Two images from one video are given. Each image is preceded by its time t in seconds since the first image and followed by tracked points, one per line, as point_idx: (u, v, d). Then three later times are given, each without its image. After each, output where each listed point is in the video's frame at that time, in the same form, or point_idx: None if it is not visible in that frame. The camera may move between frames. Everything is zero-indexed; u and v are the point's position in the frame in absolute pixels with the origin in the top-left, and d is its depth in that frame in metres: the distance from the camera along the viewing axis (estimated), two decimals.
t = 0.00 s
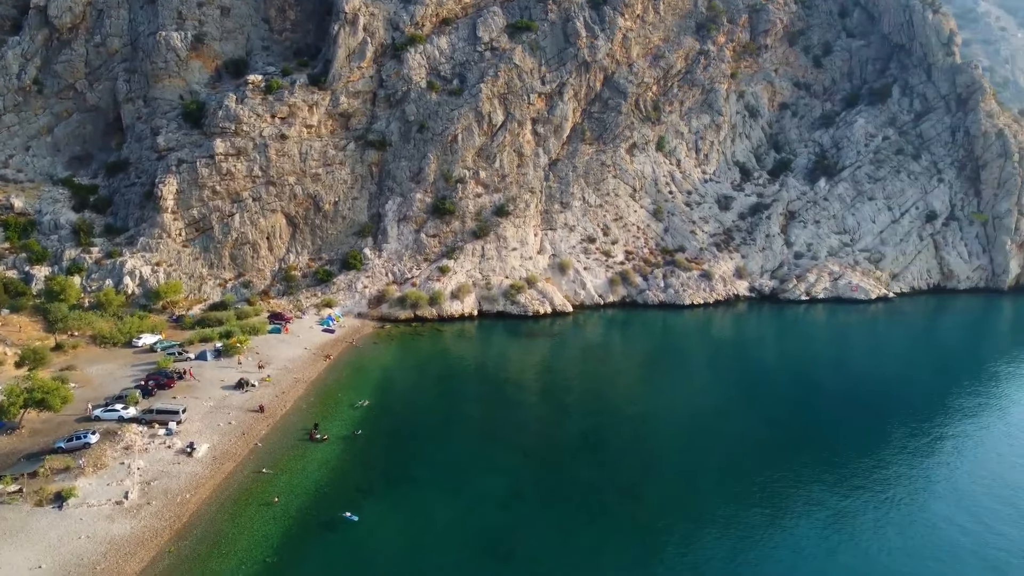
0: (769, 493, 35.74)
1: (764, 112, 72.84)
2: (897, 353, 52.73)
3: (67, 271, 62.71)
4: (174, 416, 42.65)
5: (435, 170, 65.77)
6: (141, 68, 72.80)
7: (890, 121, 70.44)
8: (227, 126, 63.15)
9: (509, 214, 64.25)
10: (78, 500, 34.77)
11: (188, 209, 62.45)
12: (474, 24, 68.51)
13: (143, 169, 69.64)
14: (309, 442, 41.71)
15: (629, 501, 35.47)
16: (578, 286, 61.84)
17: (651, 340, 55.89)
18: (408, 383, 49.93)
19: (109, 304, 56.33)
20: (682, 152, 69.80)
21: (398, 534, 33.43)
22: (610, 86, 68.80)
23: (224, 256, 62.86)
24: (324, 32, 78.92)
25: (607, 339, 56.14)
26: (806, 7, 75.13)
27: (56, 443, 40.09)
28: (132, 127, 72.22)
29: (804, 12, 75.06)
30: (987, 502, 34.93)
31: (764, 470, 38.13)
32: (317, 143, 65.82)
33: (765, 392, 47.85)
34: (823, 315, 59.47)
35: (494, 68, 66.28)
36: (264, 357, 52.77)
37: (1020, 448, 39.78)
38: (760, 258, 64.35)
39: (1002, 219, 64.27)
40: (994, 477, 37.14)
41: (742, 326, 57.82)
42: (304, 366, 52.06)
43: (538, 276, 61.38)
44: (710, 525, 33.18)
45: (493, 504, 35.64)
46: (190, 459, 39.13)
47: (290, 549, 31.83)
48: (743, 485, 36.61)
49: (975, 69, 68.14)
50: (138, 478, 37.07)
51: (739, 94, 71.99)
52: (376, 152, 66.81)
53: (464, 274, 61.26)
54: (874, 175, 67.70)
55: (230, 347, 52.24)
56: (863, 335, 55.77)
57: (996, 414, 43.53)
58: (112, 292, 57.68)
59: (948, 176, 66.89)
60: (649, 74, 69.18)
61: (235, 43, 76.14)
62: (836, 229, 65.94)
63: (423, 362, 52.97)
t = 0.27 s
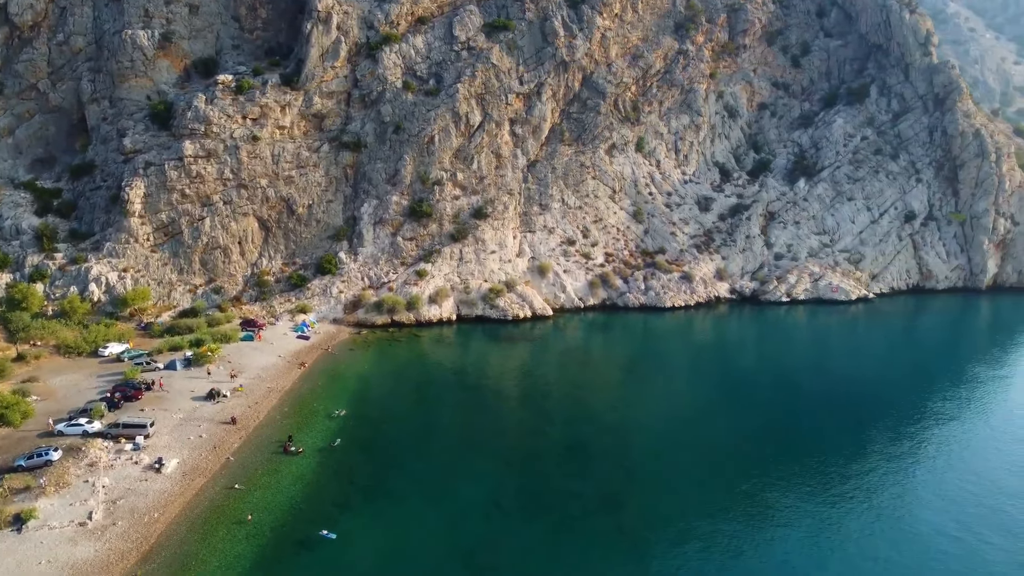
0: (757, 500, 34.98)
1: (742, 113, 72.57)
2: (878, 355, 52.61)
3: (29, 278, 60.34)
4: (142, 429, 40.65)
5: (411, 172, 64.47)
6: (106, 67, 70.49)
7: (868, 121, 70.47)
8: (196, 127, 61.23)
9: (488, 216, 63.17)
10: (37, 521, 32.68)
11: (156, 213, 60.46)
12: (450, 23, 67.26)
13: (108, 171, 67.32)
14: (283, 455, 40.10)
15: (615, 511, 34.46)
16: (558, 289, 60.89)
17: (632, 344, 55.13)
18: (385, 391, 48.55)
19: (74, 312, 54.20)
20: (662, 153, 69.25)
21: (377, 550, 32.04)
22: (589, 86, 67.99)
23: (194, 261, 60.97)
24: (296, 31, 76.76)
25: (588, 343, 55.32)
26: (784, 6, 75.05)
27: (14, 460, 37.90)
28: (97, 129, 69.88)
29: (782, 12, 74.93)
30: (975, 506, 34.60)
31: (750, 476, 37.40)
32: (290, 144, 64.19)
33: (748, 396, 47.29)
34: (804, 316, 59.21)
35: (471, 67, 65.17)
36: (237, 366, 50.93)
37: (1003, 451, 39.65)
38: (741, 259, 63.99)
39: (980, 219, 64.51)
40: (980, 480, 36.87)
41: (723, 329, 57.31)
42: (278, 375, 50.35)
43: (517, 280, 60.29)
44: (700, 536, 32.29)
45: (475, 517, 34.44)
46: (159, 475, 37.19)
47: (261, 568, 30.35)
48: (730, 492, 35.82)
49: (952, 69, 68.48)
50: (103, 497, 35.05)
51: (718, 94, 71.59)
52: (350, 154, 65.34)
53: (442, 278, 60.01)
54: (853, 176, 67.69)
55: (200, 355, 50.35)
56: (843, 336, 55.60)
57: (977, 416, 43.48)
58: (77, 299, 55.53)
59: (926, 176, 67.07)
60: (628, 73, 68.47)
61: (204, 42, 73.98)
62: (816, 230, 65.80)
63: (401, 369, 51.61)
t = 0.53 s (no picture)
0: (743, 508, 34.13)
1: (716, 113, 72.25)
2: (853, 356, 52.57)
3: None
4: (102, 445, 38.42)
5: (383, 174, 63.07)
6: (63, 66, 67.78)
7: (841, 121, 70.68)
8: (159, 128, 59.10)
9: (462, 219, 62.03)
10: None
11: (117, 217, 58.20)
12: (421, 22, 65.94)
13: (66, 174, 64.54)
14: (252, 470, 37.99)
15: (599, 522, 33.31)
16: (534, 292, 59.91)
17: (608, 349, 54.31)
18: (356, 400, 46.91)
19: (30, 322, 51.65)
20: (637, 153, 68.70)
21: (350, 568, 30.55)
22: (563, 86, 67.20)
23: (158, 268, 58.81)
24: (262, 29, 74.96)
25: (565, 346, 54.52)
26: (756, 6, 74.95)
27: None
28: (54, 130, 67.11)
29: (755, 11, 74.82)
30: (960, 509, 34.25)
31: (734, 483, 36.58)
32: (257, 146, 62.37)
33: (727, 400, 46.68)
34: (780, 318, 58.92)
35: (443, 67, 63.99)
36: (203, 376, 48.94)
37: (981, 452, 39.59)
38: (716, 261, 63.75)
39: (952, 218, 64.96)
40: (961, 482, 36.67)
41: (699, 332, 56.78)
42: (246, 384, 48.47)
43: (492, 283, 59.20)
44: (688, 548, 31.27)
45: (456, 530, 32.93)
46: (121, 496, 35.07)
47: None
48: (717, 499, 34.90)
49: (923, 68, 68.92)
50: (61, 520, 32.82)
51: (692, 94, 71.20)
52: (320, 156, 63.71)
53: (415, 282, 58.73)
54: (826, 176, 67.82)
55: (165, 365, 48.24)
56: (819, 338, 55.46)
57: (954, 417, 43.51)
58: (34, 308, 52.98)
59: (899, 176, 67.40)
60: (601, 73, 67.81)
61: (166, 40, 71.55)
62: (791, 230, 65.72)
63: (372, 378, 50.04)
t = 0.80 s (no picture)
0: (724, 516, 33.49)
1: (690, 114, 71.10)
2: (830, 357, 52.41)
3: None
4: (60, 462, 36.16)
5: (353, 176, 61.51)
6: (18, 66, 65.11)
7: (814, 121, 69.62)
8: (119, 130, 57.09)
9: (434, 221, 60.73)
10: None
11: (76, 223, 56.05)
12: (391, 21, 64.39)
13: (22, 179, 61.43)
14: (220, 486, 36.05)
15: (580, 535, 32.32)
16: (508, 296, 58.74)
17: (584, 354, 53.47)
18: (327, 410, 45.30)
19: None
20: (611, 154, 67.79)
21: None
22: (536, 86, 66.24)
23: (119, 274, 56.58)
24: (227, 28, 71.57)
25: (541, 351, 53.56)
26: (728, 5, 73.86)
27: None
28: (8, 132, 64.36)
29: (727, 11, 73.87)
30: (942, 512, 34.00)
31: (716, 490, 35.89)
32: (222, 148, 60.35)
33: (705, 404, 46.12)
34: (756, 319, 58.57)
35: (414, 66, 62.68)
36: (168, 388, 46.75)
37: (960, 451, 39.53)
38: (692, 262, 62.75)
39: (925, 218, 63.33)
40: (942, 482, 36.47)
41: (675, 335, 56.21)
42: (212, 395, 46.49)
43: (466, 287, 57.92)
44: (674, 562, 30.45)
45: (434, 547, 31.62)
46: (80, 517, 32.91)
47: None
48: (700, 508, 34.14)
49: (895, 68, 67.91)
50: (14, 545, 30.56)
51: (666, 94, 70.36)
52: (287, 158, 61.84)
53: (387, 287, 57.31)
54: (800, 176, 66.76)
55: (127, 376, 46.12)
56: (795, 339, 55.18)
57: (931, 416, 43.46)
58: None
59: (872, 176, 65.99)
60: (575, 73, 67.11)
61: (126, 39, 69.02)
62: (765, 231, 64.57)
63: (342, 387, 48.46)
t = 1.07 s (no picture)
0: (703, 525, 32.85)
1: (664, 114, 70.26)
2: (806, 358, 52.26)
3: None
4: (15, 484, 34.05)
5: (322, 179, 59.61)
6: None
7: (788, 121, 69.24)
8: (77, 131, 54.82)
9: (407, 224, 59.03)
10: None
11: (33, 228, 53.51)
12: (360, 19, 62.79)
13: None
14: (186, 505, 34.25)
15: (561, 549, 31.39)
16: (483, 300, 57.45)
17: (559, 358, 52.57)
18: (296, 420, 43.66)
19: None
20: (586, 155, 66.65)
21: None
22: (508, 86, 65.12)
23: (79, 282, 54.12)
24: (190, 26, 69.31)
25: (516, 357, 52.51)
26: (702, 4, 73.00)
27: None
28: None
29: (701, 10, 72.88)
30: (925, 516, 33.78)
31: (696, 497, 35.24)
32: (185, 150, 58.13)
33: (684, 408, 45.52)
34: (732, 320, 58.14)
35: (384, 66, 61.15)
36: (130, 400, 44.58)
37: (937, 453, 39.45)
38: (668, 264, 61.70)
39: (898, 218, 63.20)
40: (923, 485, 36.31)
41: (652, 338, 55.56)
42: (178, 407, 44.50)
43: (440, 291, 56.52)
44: None
45: (412, 565, 30.35)
46: (34, 543, 30.95)
47: None
48: (684, 518, 33.37)
49: (867, 69, 68.00)
50: None
51: (640, 94, 69.30)
52: (254, 160, 59.66)
53: (359, 292, 55.71)
54: (775, 176, 66.19)
55: (86, 389, 43.93)
56: (772, 341, 54.93)
57: (909, 417, 43.44)
58: None
59: (846, 176, 65.80)
60: (548, 73, 66.04)
61: (84, 37, 66.40)
62: (740, 232, 64.06)
63: (312, 396, 46.84)
